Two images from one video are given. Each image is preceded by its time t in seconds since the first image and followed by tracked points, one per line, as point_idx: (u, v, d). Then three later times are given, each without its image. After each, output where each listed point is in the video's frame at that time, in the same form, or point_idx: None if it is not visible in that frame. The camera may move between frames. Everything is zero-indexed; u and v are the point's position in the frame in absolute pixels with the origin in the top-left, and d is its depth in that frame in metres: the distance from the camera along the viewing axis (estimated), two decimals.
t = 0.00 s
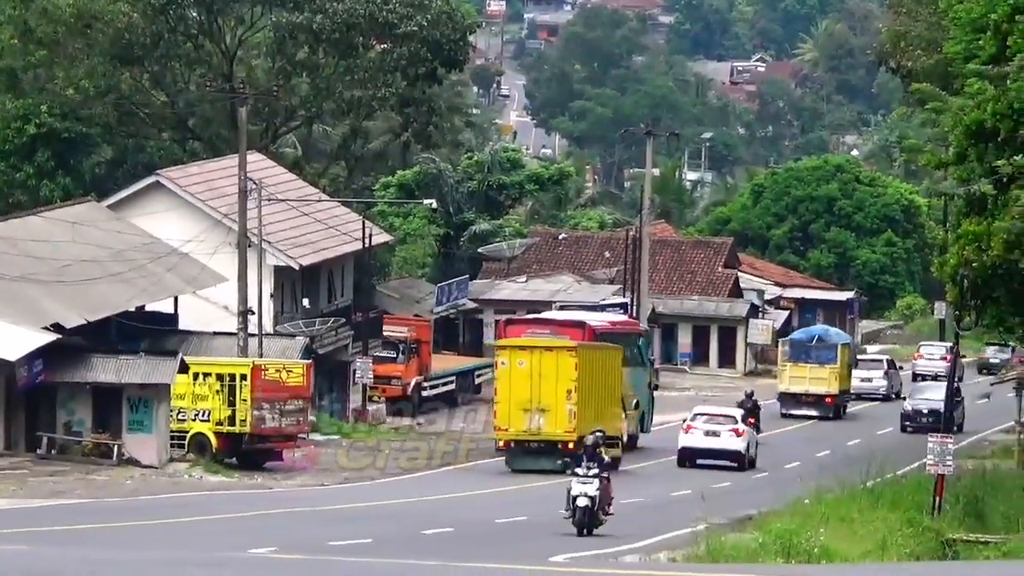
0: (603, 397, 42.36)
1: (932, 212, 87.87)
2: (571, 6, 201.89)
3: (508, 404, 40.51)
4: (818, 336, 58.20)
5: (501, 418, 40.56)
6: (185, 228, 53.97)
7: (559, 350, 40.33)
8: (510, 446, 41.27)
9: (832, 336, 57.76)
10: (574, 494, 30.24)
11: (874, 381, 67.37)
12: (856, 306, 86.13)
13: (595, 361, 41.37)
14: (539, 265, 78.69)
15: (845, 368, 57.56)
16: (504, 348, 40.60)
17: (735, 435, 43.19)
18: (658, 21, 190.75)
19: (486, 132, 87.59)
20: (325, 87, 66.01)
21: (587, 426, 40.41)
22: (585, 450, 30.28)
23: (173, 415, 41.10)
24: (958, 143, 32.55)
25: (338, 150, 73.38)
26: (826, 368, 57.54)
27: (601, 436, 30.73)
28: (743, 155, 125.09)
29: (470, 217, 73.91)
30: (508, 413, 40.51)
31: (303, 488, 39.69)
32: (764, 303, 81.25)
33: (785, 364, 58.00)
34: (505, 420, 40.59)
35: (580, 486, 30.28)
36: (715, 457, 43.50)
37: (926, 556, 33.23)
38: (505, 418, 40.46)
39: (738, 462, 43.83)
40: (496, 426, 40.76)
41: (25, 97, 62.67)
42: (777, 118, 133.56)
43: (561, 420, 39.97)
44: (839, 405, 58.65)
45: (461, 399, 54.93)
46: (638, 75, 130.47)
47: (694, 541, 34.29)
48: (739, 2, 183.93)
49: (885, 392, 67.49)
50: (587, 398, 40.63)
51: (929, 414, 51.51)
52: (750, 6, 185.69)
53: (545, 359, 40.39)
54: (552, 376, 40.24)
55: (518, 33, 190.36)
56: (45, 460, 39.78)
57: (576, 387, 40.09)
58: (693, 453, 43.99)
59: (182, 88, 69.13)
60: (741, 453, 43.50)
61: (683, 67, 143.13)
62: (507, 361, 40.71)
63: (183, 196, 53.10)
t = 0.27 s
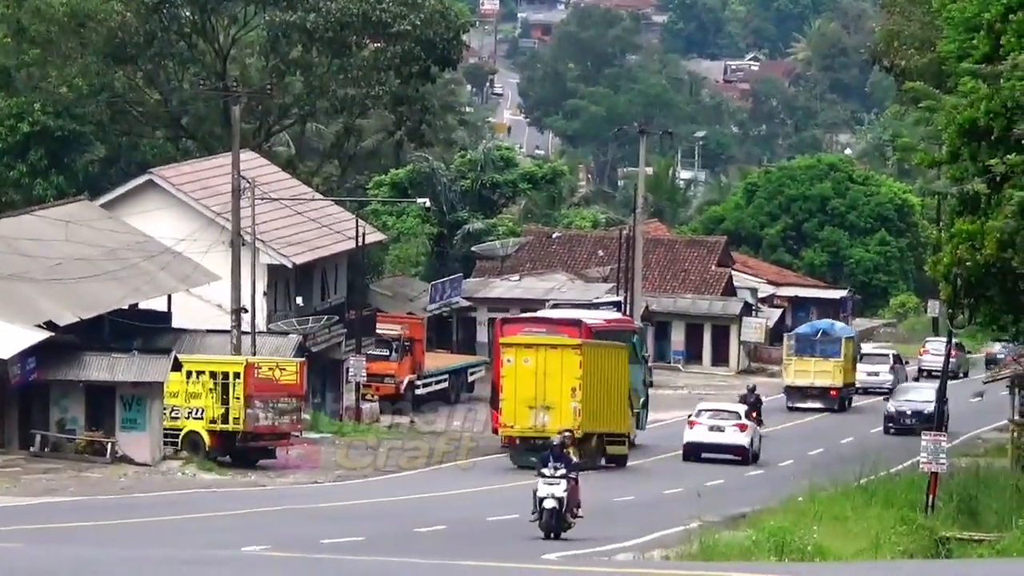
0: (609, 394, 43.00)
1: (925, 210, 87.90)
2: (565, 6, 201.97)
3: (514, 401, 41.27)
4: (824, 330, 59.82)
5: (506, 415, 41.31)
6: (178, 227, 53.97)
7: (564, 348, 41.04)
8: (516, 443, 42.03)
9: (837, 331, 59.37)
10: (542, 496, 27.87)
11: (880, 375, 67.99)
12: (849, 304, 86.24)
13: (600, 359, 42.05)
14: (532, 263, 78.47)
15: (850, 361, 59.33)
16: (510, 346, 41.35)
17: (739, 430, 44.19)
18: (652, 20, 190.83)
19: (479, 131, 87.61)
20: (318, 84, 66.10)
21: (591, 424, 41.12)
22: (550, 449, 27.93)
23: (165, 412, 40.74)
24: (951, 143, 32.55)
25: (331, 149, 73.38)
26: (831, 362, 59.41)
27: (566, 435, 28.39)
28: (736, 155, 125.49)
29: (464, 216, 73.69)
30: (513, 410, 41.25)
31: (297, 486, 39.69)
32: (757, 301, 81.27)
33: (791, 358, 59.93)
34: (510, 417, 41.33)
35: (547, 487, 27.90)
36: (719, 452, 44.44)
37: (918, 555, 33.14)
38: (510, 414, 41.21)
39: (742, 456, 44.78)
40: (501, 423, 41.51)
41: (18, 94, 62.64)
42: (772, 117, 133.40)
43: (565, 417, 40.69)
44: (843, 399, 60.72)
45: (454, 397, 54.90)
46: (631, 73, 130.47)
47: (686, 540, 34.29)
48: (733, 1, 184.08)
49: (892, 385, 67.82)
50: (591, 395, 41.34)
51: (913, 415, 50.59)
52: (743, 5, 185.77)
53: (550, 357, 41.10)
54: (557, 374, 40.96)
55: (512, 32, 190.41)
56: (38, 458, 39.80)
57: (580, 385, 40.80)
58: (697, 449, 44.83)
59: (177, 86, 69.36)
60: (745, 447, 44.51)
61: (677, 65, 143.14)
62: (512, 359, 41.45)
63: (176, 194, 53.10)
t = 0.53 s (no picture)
0: (615, 393, 43.67)
1: (918, 211, 87.97)
2: (557, 7, 201.92)
3: (519, 402, 42.01)
4: (826, 326, 60.61)
5: (512, 415, 42.11)
6: (171, 228, 53.95)
7: (569, 349, 41.65)
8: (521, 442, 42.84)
9: (839, 326, 60.24)
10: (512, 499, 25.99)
11: (886, 372, 68.11)
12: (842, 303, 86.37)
13: (605, 359, 42.70)
14: (525, 264, 78.65)
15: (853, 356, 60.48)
16: (514, 347, 42.00)
17: (741, 429, 44.65)
18: (645, 21, 190.84)
19: (471, 132, 87.61)
20: (311, 85, 65.95)
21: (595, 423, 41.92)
22: (519, 449, 26.09)
23: (159, 414, 41.18)
24: (943, 142, 32.54)
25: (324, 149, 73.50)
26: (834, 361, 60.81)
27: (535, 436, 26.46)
28: (726, 156, 125.91)
29: (456, 217, 73.84)
30: (519, 410, 42.00)
31: (291, 487, 39.69)
32: (750, 301, 81.21)
33: (795, 357, 61.25)
34: (515, 417, 42.13)
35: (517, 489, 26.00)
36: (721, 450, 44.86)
37: (912, 553, 32.95)
38: (515, 415, 42.00)
39: (743, 454, 45.18)
40: (506, 423, 42.31)
41: (11, 96, 62.54)
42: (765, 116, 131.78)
43: (570, 419, 41.50)
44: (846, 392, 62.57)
45: (447, 398, 54.90)
46: (624, 74, 130.48)
47: (680, 541, 34.26)
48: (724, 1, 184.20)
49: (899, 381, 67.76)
50: (595, 395, 42.07)
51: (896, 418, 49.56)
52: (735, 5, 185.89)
53: (555, 358, 41.75)
54: (562, 375, 41.67)
55: (503, 33, 190.36)
56: (31, 461, 39.74)
57: (584, 386, 41.54)
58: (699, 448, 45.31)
59: (169, 88, 68.99)
60: (747, 445, 44.89)
61: (669, 66, 143.11)
62: (517, 360, 42.11)
63: (169, 196, 53.08)
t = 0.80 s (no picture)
0: (619, 395, 44.39)
1: (908, 214, 87.96)
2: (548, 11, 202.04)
3: (525, 404, 42.73)
4: (828, 327, 64.16)
5: (518, 416, 42.85)
6: (161, 230, 54.00)
7: (574, 352, 42.41)
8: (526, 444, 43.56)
9: (840, 327, 63.76)
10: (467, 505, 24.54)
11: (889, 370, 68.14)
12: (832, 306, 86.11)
13: (610, 362, 43.49)
14: (515, 267, 78.33)
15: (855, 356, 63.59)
16: (521, 350, 42.78)
17: (741, 427, 46.13)
18: (635, 23, 191.03)
19: (462, 135, 87.69)
20: (302, 89, 66.30)
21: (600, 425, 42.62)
22: (478, 453, 24.65)
23: (147, 416, 41.03)
24: (933, 145, 32.59)
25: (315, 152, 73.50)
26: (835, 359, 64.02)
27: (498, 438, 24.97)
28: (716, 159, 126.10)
29: (446, 219, 74.18)
30: (526, 412, 42.74)
31: (281, 489, 39.75)
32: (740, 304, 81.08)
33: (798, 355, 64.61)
34: (522, 418, 42.87)
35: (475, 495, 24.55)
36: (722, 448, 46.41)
37: (903, 556, 32.78)
38: (521, 416, 42.72)
39: (744, 451, 46.68)
40: (513, 425, 43.02)
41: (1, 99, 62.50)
42: (754, 120, 131.96)
43: (575, 420, 42.22)
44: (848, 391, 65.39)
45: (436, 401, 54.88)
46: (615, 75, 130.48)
47: (670, 543, 34.26)
48: (715, 5, 184.48)
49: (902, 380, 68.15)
50: (600, 398, 42.79)
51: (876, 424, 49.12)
52: (725, 8, 186.18)
53: (560, 360, 42.52)
54: (567, 377, 42.42)
55: (493, 35, 190.30)
56: (21, 463, 39.77)
57: (589, 388, 42.29)
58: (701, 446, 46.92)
59: (160, 91, 69.19)
60: (747, 443, 46.34)
61: (659, 68, 143.26)
62: (524, 363, 42.88)
63: (159, 199, 53.10)
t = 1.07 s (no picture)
0: (626, 398, 44.69)
1: (898, 217, 88.00)
2: (537, 11, 202.27)
3: (533, 404, 43.08)
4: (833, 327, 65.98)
5: (526, 417, 43.18)
6: (151, 231, 53.97)
7: (582, 354, 42.79)
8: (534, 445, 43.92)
9: (845, 327, 65.67)
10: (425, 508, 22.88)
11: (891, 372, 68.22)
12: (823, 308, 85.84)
13: (617, 365, 43.85)
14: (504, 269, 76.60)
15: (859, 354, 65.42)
16: (530, 351, 43.18)
17: (742, 426, 47.07)
18: (625, 24, 191.30)
19: (452, 135, 87.72)
20: (292, 91, 66.20)
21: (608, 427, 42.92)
22: (438, 452, 22.98)
23: (138, 418, 40.99)
24: (923, 149, 32.45)
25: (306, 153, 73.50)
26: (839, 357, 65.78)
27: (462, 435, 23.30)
28: (705, 161, 126.92)
29: (436, 221, 74.58)
30: (534, 413, 43.09)
31: (271, 491, 39.75)
32: (730, 307, 80.87)
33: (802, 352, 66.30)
34: (530, 419, 43.20)
35: (434, 497, 22.89)
36: (722, 445, 47.30)
37: (891, 559, 32.71)
38: (530, 417, 43.07)
39: (744, 449, 47.63)
40: (521, 426, 43.37)
41: None
42: (744, 121, 132.90)
43: (582, 421, 42.54)
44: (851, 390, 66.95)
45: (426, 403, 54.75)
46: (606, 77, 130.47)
47: (659, 545, 34.22)
48: (706, 6, 184.79)
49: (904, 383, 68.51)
50: (608, 400, 43.12)
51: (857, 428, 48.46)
52: (714, 11, 186.66)
53: (568, 362, 42.90)
54: (575, 379, 42.78)
55: (484, 36, 190.64)
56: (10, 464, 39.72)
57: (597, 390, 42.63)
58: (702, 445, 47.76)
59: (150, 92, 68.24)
60: (747, 441, 47.30)
61: (649, 70, 143.50)
62: (532, 364, 43.26)
63: (149, 199, 53.06)
